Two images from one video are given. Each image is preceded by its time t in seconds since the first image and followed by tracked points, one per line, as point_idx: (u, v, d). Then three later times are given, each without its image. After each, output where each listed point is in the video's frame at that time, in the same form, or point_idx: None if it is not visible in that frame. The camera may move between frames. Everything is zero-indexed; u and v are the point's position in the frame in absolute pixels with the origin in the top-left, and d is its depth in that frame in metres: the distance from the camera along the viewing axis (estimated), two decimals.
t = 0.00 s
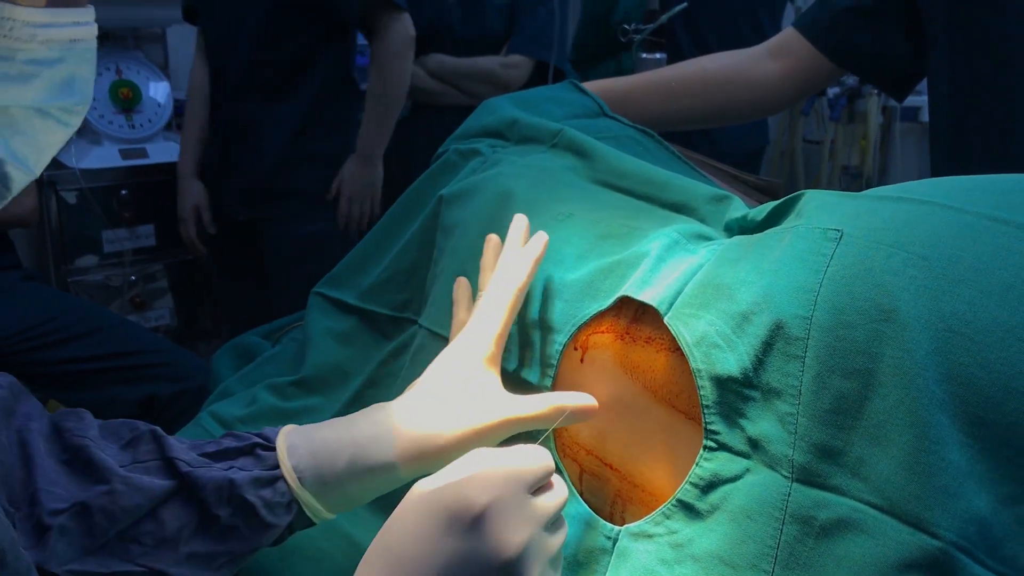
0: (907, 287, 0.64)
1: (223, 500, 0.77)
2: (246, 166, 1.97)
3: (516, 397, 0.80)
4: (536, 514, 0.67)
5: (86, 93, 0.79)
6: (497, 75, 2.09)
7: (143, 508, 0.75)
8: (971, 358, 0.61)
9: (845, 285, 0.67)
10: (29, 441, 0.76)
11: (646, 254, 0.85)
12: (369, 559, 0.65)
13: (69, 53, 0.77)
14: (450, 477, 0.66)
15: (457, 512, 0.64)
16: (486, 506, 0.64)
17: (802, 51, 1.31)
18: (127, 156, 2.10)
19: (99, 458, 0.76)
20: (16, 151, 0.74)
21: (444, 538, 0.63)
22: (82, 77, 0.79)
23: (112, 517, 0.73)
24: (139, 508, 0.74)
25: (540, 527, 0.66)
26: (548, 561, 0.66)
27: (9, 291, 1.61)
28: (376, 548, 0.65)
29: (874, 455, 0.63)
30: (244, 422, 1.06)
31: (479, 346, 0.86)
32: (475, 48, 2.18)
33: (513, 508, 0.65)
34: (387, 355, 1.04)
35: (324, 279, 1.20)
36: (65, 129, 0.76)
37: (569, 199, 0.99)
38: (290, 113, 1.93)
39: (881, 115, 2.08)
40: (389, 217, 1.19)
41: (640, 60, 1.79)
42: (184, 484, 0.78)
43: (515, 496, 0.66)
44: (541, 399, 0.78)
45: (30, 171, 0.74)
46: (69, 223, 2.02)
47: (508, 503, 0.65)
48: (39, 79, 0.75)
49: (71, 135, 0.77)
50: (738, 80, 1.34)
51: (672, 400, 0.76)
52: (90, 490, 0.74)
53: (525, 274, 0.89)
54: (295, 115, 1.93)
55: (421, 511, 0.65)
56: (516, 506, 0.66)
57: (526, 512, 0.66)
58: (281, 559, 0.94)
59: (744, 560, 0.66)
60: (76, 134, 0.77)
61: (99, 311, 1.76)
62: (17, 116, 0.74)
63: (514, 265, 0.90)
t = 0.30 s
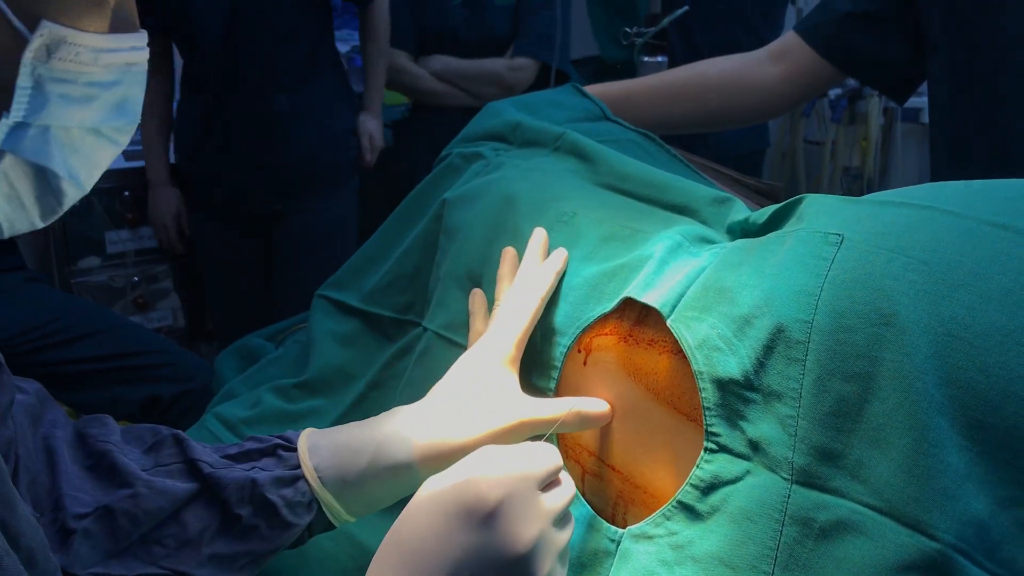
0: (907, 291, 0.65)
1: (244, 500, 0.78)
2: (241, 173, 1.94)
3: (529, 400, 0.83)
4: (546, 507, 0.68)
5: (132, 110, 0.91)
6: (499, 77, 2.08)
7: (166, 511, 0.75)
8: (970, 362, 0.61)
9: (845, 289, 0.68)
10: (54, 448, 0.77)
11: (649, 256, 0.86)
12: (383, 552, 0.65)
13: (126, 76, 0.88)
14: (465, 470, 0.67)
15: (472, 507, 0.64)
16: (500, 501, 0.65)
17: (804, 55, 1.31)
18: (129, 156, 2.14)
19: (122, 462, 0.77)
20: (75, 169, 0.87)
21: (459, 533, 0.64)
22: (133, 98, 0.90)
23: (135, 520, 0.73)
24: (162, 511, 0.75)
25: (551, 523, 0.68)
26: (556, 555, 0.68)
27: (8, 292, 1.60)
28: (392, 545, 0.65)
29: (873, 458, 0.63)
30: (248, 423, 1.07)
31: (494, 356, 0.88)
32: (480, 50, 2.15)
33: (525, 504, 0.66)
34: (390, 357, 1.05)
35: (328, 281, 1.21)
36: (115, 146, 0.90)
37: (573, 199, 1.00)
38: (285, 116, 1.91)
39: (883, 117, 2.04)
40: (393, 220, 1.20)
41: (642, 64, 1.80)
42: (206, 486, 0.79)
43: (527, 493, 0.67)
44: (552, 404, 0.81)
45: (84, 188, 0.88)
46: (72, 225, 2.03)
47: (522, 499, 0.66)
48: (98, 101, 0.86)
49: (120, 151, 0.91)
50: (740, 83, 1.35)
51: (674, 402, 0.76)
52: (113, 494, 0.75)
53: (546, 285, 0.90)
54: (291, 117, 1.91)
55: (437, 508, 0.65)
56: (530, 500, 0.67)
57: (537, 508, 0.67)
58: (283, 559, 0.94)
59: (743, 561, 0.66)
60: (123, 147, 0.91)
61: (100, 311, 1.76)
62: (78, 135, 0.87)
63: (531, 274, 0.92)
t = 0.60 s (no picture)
0: (903, 289, 0.66)
1: (257, 504, 0.79)
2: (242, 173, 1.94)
3: (535, 399, 0.83)
4: (556, 506, 0.68)
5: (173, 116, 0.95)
6: (500, 79, 2.09)
7: (179, 514, 0.75)
8: (964, 359, 0.62)
9: (841, 287, 0.68)
10: (70, 449, 0.78)
11: (649, 254, 0.86)
12: (393, 554, 0.65)
13: (169, 84, 0.91)
14: (472, 470, 0.68)
15: (484, 503, 0.65)
16: (511, 498, 0.65)
17: (802, 56, 1.32)
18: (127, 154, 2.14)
19: (135, 464, 0.77)
20: (120, 174, 0.93)
21: (470, 530, 0.64)
22: (174, 106, 0.94)
23: (148, 523, 0.74)
24: (174, 513, 0.75)
25: (561, 520, 0.68)
26: (566, 553, 0.68)
27: (9, 292, 1.61)
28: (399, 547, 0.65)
29: (868, 454, 0.64)
30: (248, 422, 1.07)
31: (499, 354, 0.87)
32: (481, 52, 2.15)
33: (535, 501, 0.67)
34: (390, 356, 1.06)
35: (328, 280, 1.22)
36: (155, 151, 0.96)
37: (573, 198, 1.00)
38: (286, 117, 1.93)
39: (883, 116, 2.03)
40: (393, 218, 1.21)
41: (642, 64, 1.81)
42: (219, 489, 0.79)
43: (536, 490, 0.67)
44: (559, 403, 0.82)
45: (125, 190, 0.95)
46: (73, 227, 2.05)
47: (532, 496, 0.67)
48: (142, 108, 0.91)
49: (160, 155, 0.96)
50: (738, 84, 1.35)
51: (672, 399, 0.77)
52: (126, 496, 0.75)
53: (546, 284, 0.90)
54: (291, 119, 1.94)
55: (448, 506, 0.66)
56: (541, 498, 0.67)
57: (547, 505, 0.67)
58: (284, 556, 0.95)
59: (739, 557, 0.67)
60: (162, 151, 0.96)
61: (99, 312, 1.76)
62: (122, 142, 0.92)
63: (531, 274, 0.92)
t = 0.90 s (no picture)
0: (902, 290, 0.66)
1: (249, 498, 0.79)
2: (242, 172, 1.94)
3: (530, 397, 0.83)
4: (565, 510, 0.68)
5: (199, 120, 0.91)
6: (500, 79, 2.08)
7: (172, 512, 0.76)
8: (962, 360, 0.62)
9: (840, 288, 0.68)
10: (67, 452, 0.78)
11: (649, 255, 0.86)
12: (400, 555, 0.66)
13: (195, 89, 0.87)
14: (481, 473, 0.67)
15: (495, 507, 0.65)
16: (522, 501, 0.65)
17: (802, 56, 1.32)
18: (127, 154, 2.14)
19: (127, 463, 0.77)
20: (147, 177, 0.89)
21: (480, 533, 0.64)
22: (199, 109, 0.89)
23: (142, 521, 0.74)
24: (168, 511, 0.75)
25: (569, 524, 0.68)
26: (572, 557, 0.68)
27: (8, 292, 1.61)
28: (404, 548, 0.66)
29: (867, 456, 0.64)
30: (247, 422, 1.07)
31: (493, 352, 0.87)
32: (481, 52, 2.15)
33: (546, 505, 0.67)
34: (389, 355, 1.06)
35: (328, 281, 1.22)
36: (179, 153, 0.92)
37: (574, 198, 1.01)
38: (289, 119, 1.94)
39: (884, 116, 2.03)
40: (394, 218, 1.21)
41: (642, 65, 1.82)
42: (211, 486, 0.79)
43: (547, 494, 0.67)
44: (551, 401, 0.81)
45: (151, 193, 0.91)
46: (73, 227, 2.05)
47: (542, 500, 0.66)
48: (170, 112, 0.87)
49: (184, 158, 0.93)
50: (737, 85, 1.35)
51: (670, 399, 0.77)
52: (119, 495, 0.75)
53: (546, 284, 0.90)
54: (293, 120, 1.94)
55: (457, 509, 0.66)
56: (551, 502, 0.67)
57: (557, 509, 0.67)
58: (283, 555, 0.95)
59: (738, 559, 0.67)
60: (184, 153, 0.92)
61: (99, 311, 1.76)
62: (149, 145, 0.88)
63: (533, 274, 0.92)
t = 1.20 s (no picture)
0: (914, 291, 0.65)
1: (264, 504, 0.79)
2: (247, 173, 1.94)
3: (542, 400, 0.83)
4: (579, 510, 0.68)
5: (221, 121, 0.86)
6: (502, 78, 2.08)
7: (187, 516, 0.75)
8: (976, 361, 0.62)
9: (852, 288, 0.68)
10: (81, 455, 0.77)
11: (657, 256, 0.86)
12: (412, 555, 0.66)
13: (218, 91, 0.82)
14: (489, 476, 0.67)
15: (509, 506, 0.65)
16: (537, 501, 0.65)
17: (807, 56, 1.32)
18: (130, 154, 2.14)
19: (143, 467, 0.77)
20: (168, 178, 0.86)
21: (494, 532, 0.64)
22: (221, 111, 0.85)
23: (157, 525, 0.73)
24: (183, 516, 0.75)
25: (583, 524, 0.68)
26: (585, 556, 0.68)
27: (7, 292, 1.60)
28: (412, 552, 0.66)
29: (879, 456, 0.64)
30: (255, 422, 1.07)
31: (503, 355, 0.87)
32: (483, 52, 2.14)
33: (560, 504, 0.66)
34: (397, 356, 1.06)
35: (334, 281, 1.21)
36: (199, 156, 0.87)
37: (582, 198, 1.01)
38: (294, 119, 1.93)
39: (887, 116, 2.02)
40: (400, 218, 1.21)
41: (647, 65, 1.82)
42: (226, 490, 0.79)
43: (561, 494, 0.67)
44: (564, 404, 0.81)
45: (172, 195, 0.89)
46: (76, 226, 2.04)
47: (556, 500, 0.66)
48: (192, 114, 0.83)
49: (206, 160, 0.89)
50: (742, 84, 1.36)
51: (679, 400, 0.77)
52: (135, 499, 0.75)
53: (555, 286, 0.90)
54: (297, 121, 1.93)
55: (470, 509, 0.65)
56: (564, 502, 0.67)
57: (571, 509, 0.67)
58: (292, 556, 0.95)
59: (749, 560, 0.67)
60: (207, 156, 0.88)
61: (103, 312, 1.76)
62: (171, 147, 0.85)
63: (541, 276, 0.92)
